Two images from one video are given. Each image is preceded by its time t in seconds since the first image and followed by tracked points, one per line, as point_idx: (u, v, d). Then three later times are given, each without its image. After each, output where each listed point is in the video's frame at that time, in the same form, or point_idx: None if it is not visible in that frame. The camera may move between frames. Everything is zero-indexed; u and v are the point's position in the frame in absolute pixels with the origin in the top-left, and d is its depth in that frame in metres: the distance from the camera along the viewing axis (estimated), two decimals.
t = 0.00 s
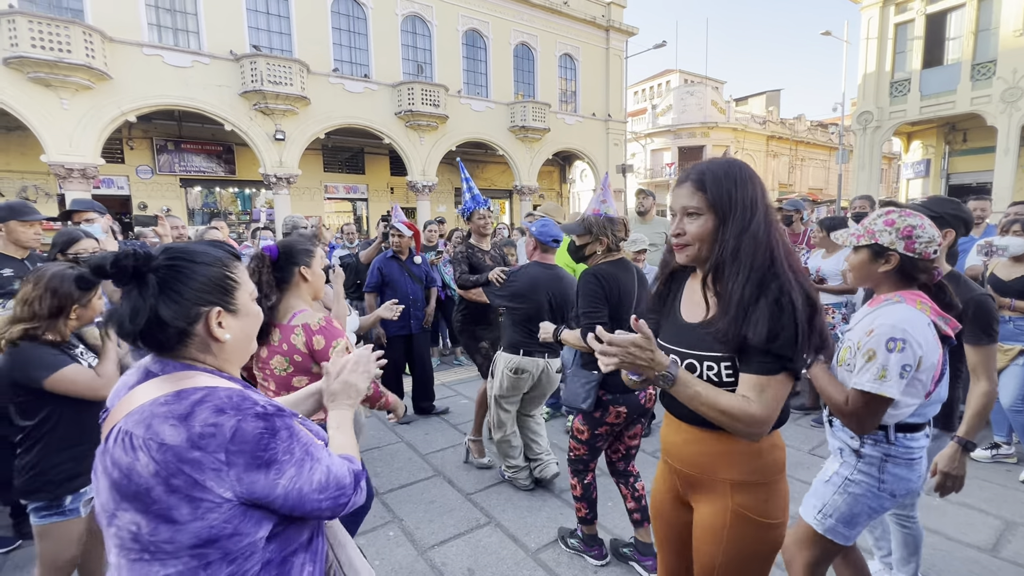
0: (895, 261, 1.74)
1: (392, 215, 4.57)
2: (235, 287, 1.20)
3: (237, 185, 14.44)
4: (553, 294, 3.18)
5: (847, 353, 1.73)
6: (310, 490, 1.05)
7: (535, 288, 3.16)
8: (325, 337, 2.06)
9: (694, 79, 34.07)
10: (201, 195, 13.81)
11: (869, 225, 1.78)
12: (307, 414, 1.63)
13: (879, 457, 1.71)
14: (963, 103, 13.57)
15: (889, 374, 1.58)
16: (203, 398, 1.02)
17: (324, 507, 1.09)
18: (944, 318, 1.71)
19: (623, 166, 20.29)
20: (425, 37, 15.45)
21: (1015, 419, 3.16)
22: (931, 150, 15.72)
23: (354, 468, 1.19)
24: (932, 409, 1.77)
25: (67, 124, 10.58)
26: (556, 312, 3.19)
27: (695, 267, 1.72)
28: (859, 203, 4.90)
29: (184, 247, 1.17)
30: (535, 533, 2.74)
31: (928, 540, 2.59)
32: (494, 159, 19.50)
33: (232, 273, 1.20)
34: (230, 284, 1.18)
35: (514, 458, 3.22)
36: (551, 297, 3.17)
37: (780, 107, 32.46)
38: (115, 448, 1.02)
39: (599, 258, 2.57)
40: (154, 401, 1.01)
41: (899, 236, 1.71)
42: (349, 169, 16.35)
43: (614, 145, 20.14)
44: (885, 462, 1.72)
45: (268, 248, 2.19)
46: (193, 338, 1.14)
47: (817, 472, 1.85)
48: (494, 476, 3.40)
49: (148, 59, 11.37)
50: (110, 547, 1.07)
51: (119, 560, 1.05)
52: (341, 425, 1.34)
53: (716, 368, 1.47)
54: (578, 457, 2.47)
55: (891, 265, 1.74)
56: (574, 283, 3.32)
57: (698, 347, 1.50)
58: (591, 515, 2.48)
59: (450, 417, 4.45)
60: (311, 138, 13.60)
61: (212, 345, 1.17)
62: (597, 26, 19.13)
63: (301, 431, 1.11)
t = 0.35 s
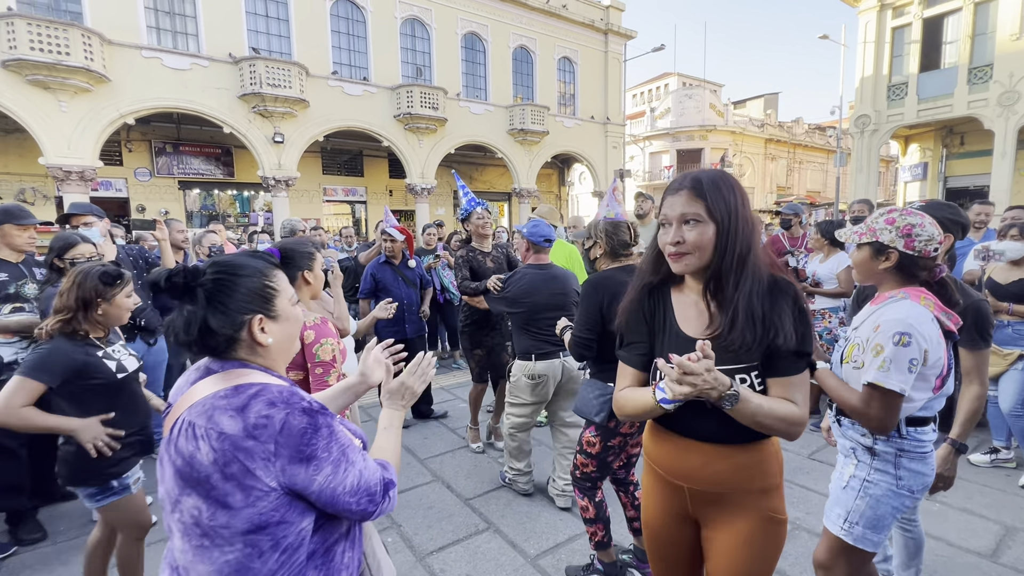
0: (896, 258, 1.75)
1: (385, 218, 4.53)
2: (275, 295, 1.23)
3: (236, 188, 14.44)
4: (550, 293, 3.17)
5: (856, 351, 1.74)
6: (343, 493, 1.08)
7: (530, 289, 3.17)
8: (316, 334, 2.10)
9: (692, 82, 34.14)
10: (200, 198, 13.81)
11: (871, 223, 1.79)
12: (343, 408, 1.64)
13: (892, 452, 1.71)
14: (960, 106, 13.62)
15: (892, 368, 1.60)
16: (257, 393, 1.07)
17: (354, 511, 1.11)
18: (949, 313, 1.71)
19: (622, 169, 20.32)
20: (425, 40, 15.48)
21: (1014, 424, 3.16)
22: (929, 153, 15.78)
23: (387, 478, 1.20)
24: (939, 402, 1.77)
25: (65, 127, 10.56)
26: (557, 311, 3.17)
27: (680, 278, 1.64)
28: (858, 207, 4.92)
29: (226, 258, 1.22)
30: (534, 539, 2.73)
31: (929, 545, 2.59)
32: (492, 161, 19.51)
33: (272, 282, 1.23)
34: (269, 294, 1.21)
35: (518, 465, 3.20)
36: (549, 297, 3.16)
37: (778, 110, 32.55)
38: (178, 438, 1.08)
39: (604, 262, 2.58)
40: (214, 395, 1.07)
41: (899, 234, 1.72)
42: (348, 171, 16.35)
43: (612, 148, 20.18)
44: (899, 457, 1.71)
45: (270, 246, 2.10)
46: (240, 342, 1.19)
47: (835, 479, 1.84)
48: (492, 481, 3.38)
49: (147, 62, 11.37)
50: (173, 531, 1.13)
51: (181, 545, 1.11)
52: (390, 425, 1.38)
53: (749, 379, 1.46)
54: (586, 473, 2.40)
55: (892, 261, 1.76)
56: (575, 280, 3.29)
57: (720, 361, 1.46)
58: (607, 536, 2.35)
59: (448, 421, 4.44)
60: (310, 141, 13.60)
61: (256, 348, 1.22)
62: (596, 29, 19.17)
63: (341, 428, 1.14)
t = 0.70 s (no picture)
0: (890, 252, 1.76)
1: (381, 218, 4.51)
2: (332, 291, 1.27)
3: (232, 186, 14.37)
4: (545, 293, 3.12)
5: (876, 347, 1.75)
6: (396, 475, 1.12)
7: (525, 288, 3.13)
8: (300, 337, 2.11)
9: (689, 82, 34.23)
10: (196, 196, 13.74)
11: (868, 218, 1.81)
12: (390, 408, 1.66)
13: (912, 441, 1.73)
14: (955, 108, 13.71)
15: (926, 360, 1.59)
16: (311, 383, 1.12)
17: (407, 493, 1.15)
18: (944, 303, 1.75)
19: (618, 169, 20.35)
20: (422, 39, 15.46)
21: (1010, 423, 3.18)
22: (923, 154, 15.87)
23: (434, 461, 1.23)
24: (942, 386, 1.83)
25: (60, 124, 10.49)
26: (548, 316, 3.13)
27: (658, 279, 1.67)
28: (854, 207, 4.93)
29: (291, 256, 1.26)
30: (534, 538, 2.74)
31: (926, 543, 2.61)
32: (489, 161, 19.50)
33: (329, 279, 1.28)
34: (327, 291, 1.26)
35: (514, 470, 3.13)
36: (544, 299, 3.12)
37: (774, 111, 32.67)
38: (241, 423, 1.14)
39: (608, 256, 2.59)
40: (271, 385, 1.12)
41: (894, 229, 1.74)
42: (345, 170, 16.30)
43: (609, 148, 20.22)
44: (919, 444, 1.73)
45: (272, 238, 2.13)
46: (297, 337, 1.22)
47: (854, 473, 1.83)
48: (487, 481, 3.38)
49: (143, 59, 11.31)
50: (238, 506, 1.21)
51: (247, 519, 1.18)
52: (430, 419, 1.39)
53: (721, 388, 1.44)
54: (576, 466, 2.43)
55: (886, 255, 1.77)
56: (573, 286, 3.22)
57: (691, 369, 1.47)
58: (601, 533, 2.35)
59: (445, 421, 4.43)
60: (306, 139, 13.56)
61: (313, 342, 1.25)
62: (593, 30, 19.19)
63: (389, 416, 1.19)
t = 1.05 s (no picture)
0: (886, 248, 1.79)
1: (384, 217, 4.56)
2: (338, 278, 1.30)
3: (232, 185, 14.37)
4: (532, 286, 3.03)
5: (872, 345, 1.77)
6: (395, 453, 1.15)
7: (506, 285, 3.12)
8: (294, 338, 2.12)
9: (689, 83, 34.26)
10: (195, 195, 13.73)
11: (862, 217, 1.84)
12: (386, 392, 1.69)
13: (905, 442, 1.73)
14: (954, 110, 13.73)
15: (924, 354, 1.60)
16: (318, 366, 1.15)
17: (404, 469, 1.18)
18: (942, 301, 1.76)
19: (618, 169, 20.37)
20: (423, 39, 15.46)
21: (1009, 423, 3.19)
22: (923, 156, 15.89)
23: (430, 438, 1.27)
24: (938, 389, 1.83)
25: (60, 123, 10.49)
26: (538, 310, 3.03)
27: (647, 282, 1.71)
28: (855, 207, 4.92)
29: (295, 244, 1.28)
30: (535, 536, 2.74)
31: (923, 541, 2.62)
32: (489, 161, 19.52)
33: (336, 266, 1.30)
34: (334, 276, 1.29)
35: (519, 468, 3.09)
36: (534, 293, 3.03)
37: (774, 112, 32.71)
38: (247, 404, 1.15)
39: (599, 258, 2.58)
40: (280, 365, 1.15)
41: (889, 225, 1.77)
42: (345, 169, 16.30)
43: (609, 148, 20.24)
44: (912, 447, 1.73)
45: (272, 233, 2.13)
46: (306, 320, 1.25)
47: (840, 468, 1.85)
48: (486, 480, 3.38)
49: (143, 58, 11.30)
50: (239, 484, 1.22)
51: (247, 496, 1.19)
52: (418, 400, 1.40)
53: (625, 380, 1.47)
54: (583, 471, 2.35)
55: (882, 252, 1.79)
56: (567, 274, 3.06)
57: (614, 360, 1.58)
58: (601, 538, 2.34)
59: (445, 420, 4.44)
60: (307, 139, 13.56)
61: (321, 326, 1.28)
62: (594, 30, 19.22)
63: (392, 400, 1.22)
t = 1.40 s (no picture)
0: (872, 252, 1.80)
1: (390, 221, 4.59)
2: (298, 275, 1.33)
3: (230, 185, 14.34)
4: (518, 291, 2.92)
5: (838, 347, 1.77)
6: (363, 470, 1.13)
7: (494, 290, 2.99)
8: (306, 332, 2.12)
9: (688, 85, 34.35)
10: (194, 194, 13.71)
11: (852, 225, 1.87)
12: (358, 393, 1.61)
13: (872, 458, 1.77)
14: (951, 113, 13.80)
15: (872, 358, 1.60)
16: (276, 379, 1.14)
17: (374, 485, 1.15)
18: (930, 315, 1.74)
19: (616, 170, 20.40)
20: (422, 40, 15.48)
21: (1003, 426, 3.21)
22: (919, 159, 15.98)
23: (405, 453, 1.25)
24: (922, 407, 1.82)
25: (58, 121, 10.47)
26: (526, 317, 2.89)
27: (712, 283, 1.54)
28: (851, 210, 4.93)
29: (252, 248, 1.29)
30: (531, 538, 2.75)
31: (917, 544, 2.64)
32: (487, 162, 19.53)
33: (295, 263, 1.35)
34: (295, 273, 1.31)
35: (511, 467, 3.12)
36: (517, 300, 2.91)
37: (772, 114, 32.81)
38: (203, 421, 1.14)
39: (599, 256, 2.61)
40: (238, 380, 1.14)
41: (876, 229, 1.79)
42: (343, 170, 16.30)
43: (608, 150, 20.26)
44: (880, 462, 1.77)
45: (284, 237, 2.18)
46: (279, 322, 1.27)
47: (819, 481, 1.91)
48: (484, 480, 3.40)
49: (142, 57, 11.28)
50: (196, 509, 1.19)
51: (204, 520, 1.16)
52: (395, 404, 1.39)
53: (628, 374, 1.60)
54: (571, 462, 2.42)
55: (869, 255, 1.81)
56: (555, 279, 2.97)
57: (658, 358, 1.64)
58: (593, 525, 2.39)
59: (443, 421, 4.45)
60: (305, 139, 13.55)
61: (293, 324, 1.31)
62: (593, 32, 19.26)
63: (357, 412, 1.20)
